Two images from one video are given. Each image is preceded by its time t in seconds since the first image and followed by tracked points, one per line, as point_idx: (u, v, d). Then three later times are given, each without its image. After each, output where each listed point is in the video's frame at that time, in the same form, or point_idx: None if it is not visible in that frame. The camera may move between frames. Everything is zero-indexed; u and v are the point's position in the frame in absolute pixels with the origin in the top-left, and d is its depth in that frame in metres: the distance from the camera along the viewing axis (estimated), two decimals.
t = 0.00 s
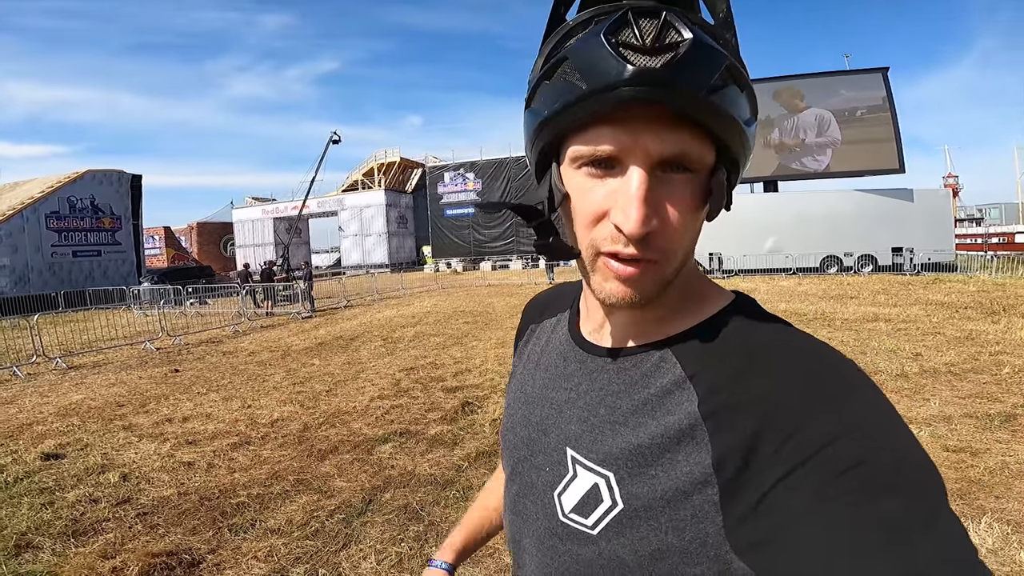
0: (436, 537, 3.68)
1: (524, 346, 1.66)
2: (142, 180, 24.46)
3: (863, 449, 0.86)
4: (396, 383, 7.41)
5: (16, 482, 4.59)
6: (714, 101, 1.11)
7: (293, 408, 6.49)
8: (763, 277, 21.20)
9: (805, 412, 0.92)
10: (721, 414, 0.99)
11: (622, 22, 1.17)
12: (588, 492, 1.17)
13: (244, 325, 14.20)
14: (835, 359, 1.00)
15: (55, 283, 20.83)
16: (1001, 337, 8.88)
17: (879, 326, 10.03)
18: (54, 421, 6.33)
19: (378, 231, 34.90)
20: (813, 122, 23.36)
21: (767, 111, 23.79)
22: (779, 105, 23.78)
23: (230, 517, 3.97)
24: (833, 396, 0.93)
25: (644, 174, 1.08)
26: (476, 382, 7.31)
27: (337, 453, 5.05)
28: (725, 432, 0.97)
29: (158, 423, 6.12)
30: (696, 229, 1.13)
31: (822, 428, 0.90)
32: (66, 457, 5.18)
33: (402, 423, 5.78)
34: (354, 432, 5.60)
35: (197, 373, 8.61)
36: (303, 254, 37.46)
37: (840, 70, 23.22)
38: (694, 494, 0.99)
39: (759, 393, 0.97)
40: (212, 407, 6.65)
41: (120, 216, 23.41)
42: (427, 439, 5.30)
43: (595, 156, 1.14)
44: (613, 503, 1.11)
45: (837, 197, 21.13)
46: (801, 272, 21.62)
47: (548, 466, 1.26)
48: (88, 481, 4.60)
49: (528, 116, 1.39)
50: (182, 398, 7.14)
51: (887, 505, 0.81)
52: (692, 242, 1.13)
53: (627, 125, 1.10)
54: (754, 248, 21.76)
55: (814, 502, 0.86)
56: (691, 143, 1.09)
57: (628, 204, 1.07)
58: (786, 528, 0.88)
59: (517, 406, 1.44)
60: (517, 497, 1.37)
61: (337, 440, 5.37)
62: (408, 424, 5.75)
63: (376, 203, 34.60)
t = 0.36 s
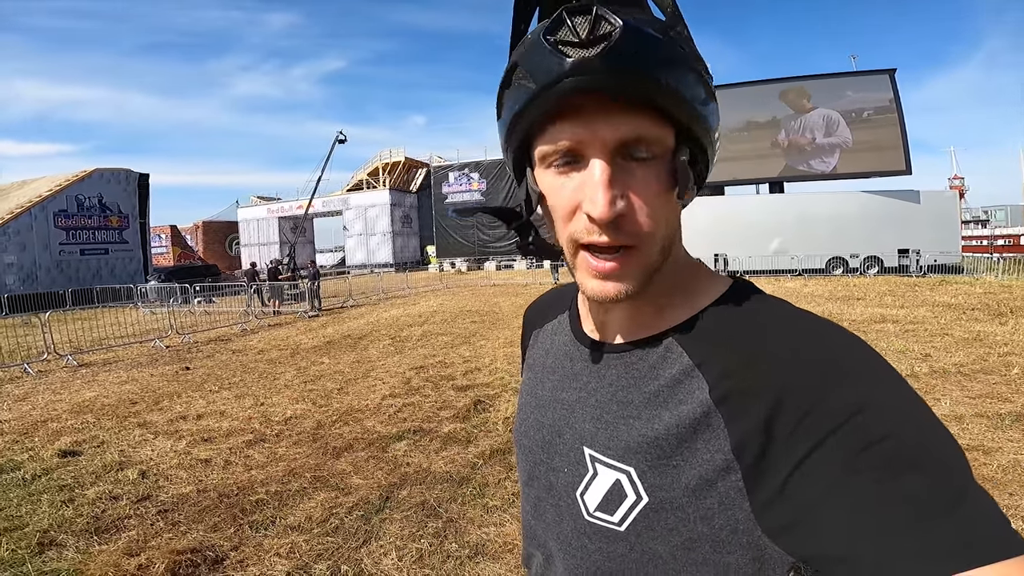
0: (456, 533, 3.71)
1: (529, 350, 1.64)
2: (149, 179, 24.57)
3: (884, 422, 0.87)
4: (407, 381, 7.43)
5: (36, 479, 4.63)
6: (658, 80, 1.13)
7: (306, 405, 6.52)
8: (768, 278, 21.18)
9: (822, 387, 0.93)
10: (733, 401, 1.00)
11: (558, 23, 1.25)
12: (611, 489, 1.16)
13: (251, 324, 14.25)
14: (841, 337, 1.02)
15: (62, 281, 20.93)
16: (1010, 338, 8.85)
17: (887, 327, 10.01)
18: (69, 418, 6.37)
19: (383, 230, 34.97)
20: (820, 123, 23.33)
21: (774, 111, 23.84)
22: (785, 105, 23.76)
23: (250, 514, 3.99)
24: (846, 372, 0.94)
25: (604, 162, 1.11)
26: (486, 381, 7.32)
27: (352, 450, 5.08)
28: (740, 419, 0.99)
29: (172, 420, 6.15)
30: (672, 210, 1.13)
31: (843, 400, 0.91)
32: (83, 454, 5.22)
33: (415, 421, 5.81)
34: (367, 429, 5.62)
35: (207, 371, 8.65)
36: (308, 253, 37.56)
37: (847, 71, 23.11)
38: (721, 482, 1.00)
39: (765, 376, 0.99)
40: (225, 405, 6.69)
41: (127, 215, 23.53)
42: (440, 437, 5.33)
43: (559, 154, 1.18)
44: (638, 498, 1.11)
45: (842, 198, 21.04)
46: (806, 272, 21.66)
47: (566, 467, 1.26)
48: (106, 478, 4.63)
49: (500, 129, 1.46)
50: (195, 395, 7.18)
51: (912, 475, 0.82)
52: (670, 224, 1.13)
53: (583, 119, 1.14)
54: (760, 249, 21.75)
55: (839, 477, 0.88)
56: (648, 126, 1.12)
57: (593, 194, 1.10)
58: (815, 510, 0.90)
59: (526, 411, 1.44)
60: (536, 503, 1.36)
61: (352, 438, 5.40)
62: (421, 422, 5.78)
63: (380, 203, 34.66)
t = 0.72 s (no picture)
0: (475, 535, 3.70)
1: (523, 355, 1.54)
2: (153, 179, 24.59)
3: (874, 428, 0.82)
4: (416, 382, 7.41)
5: (47, 481, 4.61)
6: (512, 93, 1.09)
7: (315, 406, 6.50)
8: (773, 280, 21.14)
9: (815, 394, 0.88)
10: (727, 405, 0.94)
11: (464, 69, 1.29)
12: (603, 492, 1.08)
13: (256, 324, 14.25)
14: (831, 345, 0.95)
15: (66, 279, 20.95)
16: (1019, 340, 8.84)
17: (896, 329, 9.99)
18: (77, 418, 6.35)
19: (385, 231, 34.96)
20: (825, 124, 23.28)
21: (778, 113, 23.81)
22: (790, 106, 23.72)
23: (267, 517, 3.97)
24: (844, 377, 0.88)
25: (504, 188, 1.16)
26: (495, 382, 7.31)
27: (365, 452, 5.07)
28: (734, 423, 0.93)
29: (182, 421, 6.14)
30: (566, 213, 1.07)
31: (833, 408, 0.86)
32: (94, 455, 5.20)
33: (427, 422, 5.80)
34: (379, 431, 5.60)
35: (214, 371, 8.64)
36: (310, 253, 37.57)
37: (852, 72, 23.08)
38: (715, 486, 0.94)
39: (756, 385, 0.92)
40: (235, 405, 6.67)
41: (131, 215, 23.54)
42: (454, 439, 5.31)
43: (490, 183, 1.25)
44: (630, 501, 1.03)
45: (846, 201, 21.02)
46: (810, 274, 21.63)
47: (560, 471, 1.18)
48: (119, 480, 4.61)
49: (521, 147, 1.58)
50: (203, 396, 7.16)
51: (904, 481, 0.78)
52: (577, 228, 1.07)
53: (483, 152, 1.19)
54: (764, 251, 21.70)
55: (828, 484, 0.83)
56: (526, 149, 1.10)
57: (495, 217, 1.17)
58: (807, 513, 0.85)
59: (520, 414, 1.35)
60: (528, 509, 1.27)
61: (364, 439, 5.38)
62: (433, 423, 5.76)
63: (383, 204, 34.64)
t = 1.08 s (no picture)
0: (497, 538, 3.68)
1: (512, 345, 1.47)
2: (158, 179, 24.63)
3: (841, 410, 0.80)
4: (426, 384, 7.39)
5: (60, 484, 4.58)
6: (488, 99, 1.15)
7: (327, 409, 6.48)
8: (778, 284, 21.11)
9: (786, 376, 0.85)
10: (705, 386, 0.90)
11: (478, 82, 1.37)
12: (586, 473, 1.03)
13: (262, 325, 14.23)
14: (802, 336, 0.92)
15: (70, 280, 20.95)
16: None
17: (906, 333, 9.97)
18: (87, 420, 6.33)
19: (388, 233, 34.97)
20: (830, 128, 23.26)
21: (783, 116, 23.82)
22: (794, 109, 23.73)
23: (285, 521, 3.94)
24: (813, 365, 0.85)
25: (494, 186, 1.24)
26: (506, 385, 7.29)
27: (380, 455, 5.04)
28: (711, 404, 0.89)
29: (193, 423, 6.12)
30: (532, 207, 1.13)
31: (798, 391, 0.83)
32: (106, 458, 5.18)
33: (440, 425, 5.78)
34: (393, 433, 5.58)
35: (222, 372, 8.62)
36: (313, 255, 37.58)
37: (857, 76, 23.10)
38: (692, 466, 0.90)
39: (730, 367, 0.90)
40: (246, 407, 6.65)
41: (135, 215, 23.56)
42: (469, 441, 5.30)
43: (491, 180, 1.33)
44: (611, 482, 0.99)
45: (851, 205, 20.97)
46: (815, 278, 21.78)
47: (546, 453, 1.11)
48: (133, 483, 4.59)
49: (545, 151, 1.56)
50: (212, 397, 7.14)
51: (865, 463, 0.76)
52: (545, 221, 1.13)
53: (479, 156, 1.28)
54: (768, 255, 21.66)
55: (797, 465, 0.80)
56: (500, 152, 1.17)
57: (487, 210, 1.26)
58: (776, 495, 0.82)
59: (507, 400, 1.29)
60: (513, 494, 1.21)
61: (378, 442, 5.36)
62: (447, 426, 5.75)
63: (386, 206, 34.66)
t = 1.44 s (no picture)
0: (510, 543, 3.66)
1: (534, 351, 1.46)
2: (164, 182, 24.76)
3: (870, 411, 0.79)
4: (434, 389, 7.38)
5: (70, 486, 4.58)
6: (548, 93, 1.08)
7: (335, 412, 6.48)
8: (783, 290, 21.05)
9: (809, 379, 0.84)
10: (732, 387, 0.89)
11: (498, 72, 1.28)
12: (610, 473, 1.02)
13: (267, 329, 14.27)
14: (830, 336, 0.92)
15: (76, 282, 21.05)
16: None
17: (914, 339, 9.93)
18: (95, 422, 6.34)
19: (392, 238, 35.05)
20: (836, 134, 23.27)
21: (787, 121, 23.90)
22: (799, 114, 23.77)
23: (297, 524, 3.93)
24: (837, 366, 0.85)
25: (535, 181, 1.16)
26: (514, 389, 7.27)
27: (391, 459, 5.03)
28: (737, 405, 0.88)
29: (202, 426, 6.12)
30: (593, 207, 1.07)
31: (826, 394, 0.82)
32: (116, 460, 5.18)
33: (450, 429, 5.77)
34: (402, 437, 5.57)
35: (230, 375, 8.63)
36: (317, 259, 37.68)
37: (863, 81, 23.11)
38: (719, 466, 0.89)
39: (757, 364, 0.89)
40: (254, 410, 6.65)
41: (141, 218, 23.67)
42: (479, 446, 5.28)
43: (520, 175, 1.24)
44: (635, 483, 0.97)
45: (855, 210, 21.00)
46: (820, 284, 21.54)
47: (567, 455, 1.10)
48: (144, 486, 4.58)
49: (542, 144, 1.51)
50: (220, 400, 7.14)
51: (891, 465, 0.75)
52: (602, 221, 1.08)
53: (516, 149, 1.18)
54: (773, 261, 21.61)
55: (823, 466, 0.79)
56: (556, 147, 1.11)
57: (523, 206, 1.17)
58: (803, 494, 0.81)
59: (528, 401, 1.28)
60: (532, 496, 1.20)
61: (387, 446, 5.35)
62: (456, 430, 5.73)
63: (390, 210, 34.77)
